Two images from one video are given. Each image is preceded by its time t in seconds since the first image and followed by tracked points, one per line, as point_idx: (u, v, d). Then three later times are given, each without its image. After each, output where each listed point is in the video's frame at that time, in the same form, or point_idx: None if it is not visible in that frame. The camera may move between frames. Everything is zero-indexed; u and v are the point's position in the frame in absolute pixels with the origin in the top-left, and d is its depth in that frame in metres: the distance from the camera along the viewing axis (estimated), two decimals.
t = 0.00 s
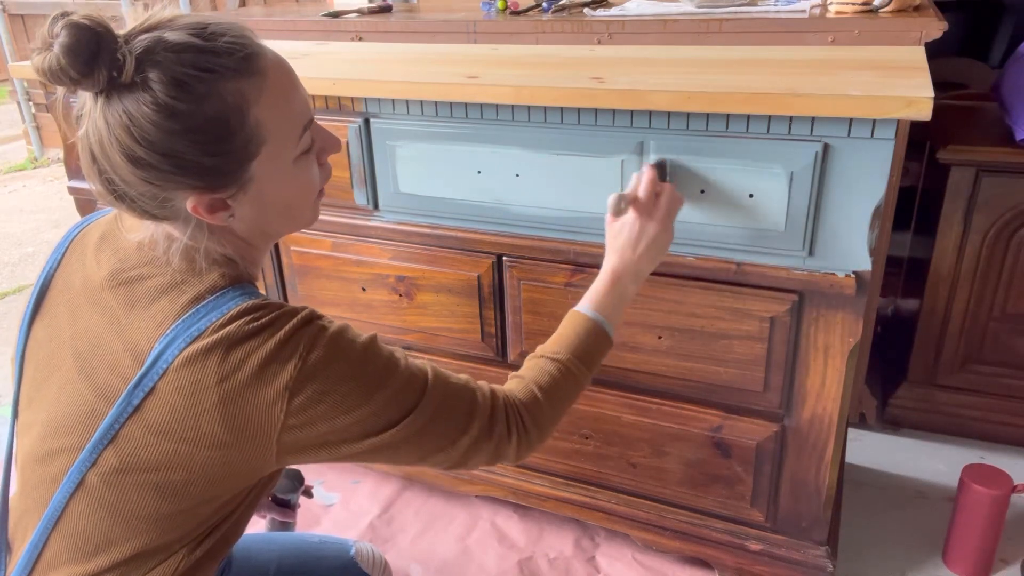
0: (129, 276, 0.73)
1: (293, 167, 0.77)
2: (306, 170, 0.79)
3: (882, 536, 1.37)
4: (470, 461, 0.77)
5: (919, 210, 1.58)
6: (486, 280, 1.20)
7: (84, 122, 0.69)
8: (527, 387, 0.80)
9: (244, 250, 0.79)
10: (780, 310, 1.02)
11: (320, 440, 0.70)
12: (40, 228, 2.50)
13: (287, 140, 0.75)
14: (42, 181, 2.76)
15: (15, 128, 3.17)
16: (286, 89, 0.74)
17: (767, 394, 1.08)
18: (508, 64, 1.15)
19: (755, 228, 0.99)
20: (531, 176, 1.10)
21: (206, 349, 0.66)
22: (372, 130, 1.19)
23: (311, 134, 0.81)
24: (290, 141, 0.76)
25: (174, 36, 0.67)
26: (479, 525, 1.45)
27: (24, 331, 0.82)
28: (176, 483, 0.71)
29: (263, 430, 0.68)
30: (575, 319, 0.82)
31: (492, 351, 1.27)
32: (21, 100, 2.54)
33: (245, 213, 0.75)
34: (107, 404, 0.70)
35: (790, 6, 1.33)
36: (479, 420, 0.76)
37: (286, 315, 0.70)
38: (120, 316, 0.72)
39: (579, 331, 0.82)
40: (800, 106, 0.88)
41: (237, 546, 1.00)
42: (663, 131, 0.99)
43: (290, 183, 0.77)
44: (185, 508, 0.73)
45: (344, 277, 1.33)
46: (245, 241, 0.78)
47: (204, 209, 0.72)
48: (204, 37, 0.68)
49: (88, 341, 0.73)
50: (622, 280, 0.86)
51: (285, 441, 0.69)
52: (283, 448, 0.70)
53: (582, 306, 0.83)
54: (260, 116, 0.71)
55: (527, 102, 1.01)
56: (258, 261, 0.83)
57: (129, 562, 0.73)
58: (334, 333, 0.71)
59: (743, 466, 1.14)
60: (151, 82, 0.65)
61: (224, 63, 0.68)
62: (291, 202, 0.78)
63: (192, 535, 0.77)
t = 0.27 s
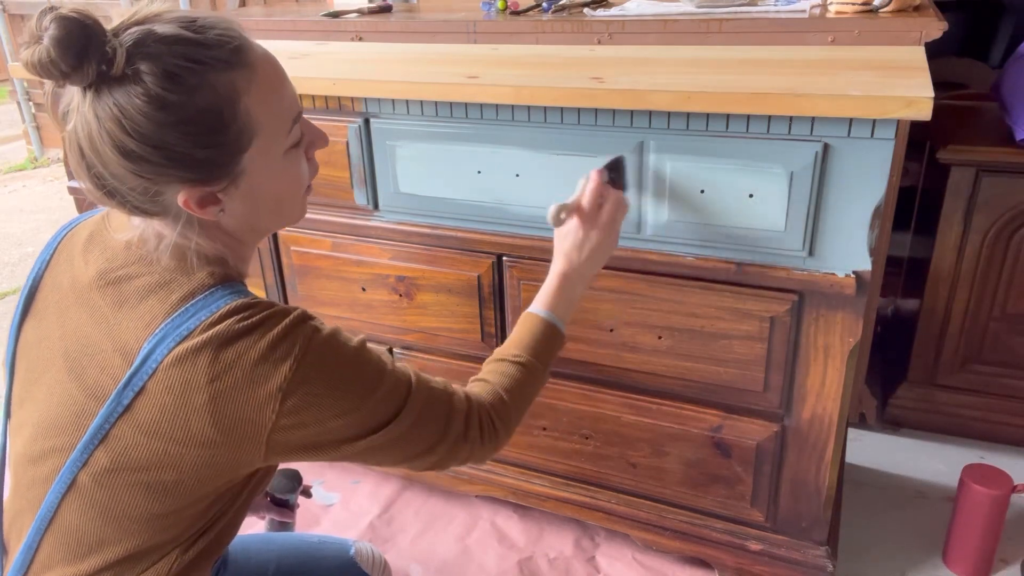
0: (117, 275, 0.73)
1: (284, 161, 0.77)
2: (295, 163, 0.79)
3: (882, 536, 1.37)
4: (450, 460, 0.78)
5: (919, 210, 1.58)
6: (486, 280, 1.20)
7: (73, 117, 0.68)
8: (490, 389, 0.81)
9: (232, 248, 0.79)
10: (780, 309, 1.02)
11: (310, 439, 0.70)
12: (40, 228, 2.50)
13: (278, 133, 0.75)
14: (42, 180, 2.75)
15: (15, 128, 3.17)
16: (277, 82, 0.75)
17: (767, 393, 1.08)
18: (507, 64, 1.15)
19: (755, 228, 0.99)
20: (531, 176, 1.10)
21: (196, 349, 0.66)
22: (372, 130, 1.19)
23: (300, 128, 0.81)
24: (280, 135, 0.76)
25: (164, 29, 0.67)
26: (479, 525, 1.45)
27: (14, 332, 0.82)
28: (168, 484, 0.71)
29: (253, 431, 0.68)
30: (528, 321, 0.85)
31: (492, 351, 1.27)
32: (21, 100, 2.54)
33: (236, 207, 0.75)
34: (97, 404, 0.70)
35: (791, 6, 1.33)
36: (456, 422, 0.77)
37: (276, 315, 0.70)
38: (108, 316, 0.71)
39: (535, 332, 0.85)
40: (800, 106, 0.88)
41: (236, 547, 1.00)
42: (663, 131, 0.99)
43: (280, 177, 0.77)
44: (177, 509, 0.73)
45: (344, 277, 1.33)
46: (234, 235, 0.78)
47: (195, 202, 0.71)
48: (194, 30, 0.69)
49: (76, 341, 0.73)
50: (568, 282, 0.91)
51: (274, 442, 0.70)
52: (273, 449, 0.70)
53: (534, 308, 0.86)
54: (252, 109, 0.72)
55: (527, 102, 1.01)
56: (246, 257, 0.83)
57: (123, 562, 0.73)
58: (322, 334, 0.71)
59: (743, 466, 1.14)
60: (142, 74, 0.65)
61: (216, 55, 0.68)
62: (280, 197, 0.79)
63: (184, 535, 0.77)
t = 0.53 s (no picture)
0: (68, 267, 0.72)
1: (240, 136, 0.77)
2: (249, 140, 0.78)
3: (882, 536, 1.37)
4: (411, 442, 0.78)
5: (919, 210, 1.58)
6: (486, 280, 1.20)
7: (27, 86, 0.66)
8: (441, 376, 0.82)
9: (188, 229, 0.77)
10: (780, 309, 1.02)
11: (270, 423, 0.70)
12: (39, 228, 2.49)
13: (234, 108, 0.75)
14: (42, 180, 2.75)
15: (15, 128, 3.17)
16: (232, 58, 0.74)
17: (767, 393, 1.08)
18: (507, 64, 1.15)
19: (755, 228, 0.99)
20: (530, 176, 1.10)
21: (146, 333, 0.65)
22: (372, 130, 1.19)
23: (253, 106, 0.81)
24: (235, 109, 0.76)
25: None
26: (479, 525, 1.45)
27: None
28: (133, 473, 0.70)
29: (212, 415, 0.67)
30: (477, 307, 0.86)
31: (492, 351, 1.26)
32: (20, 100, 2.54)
33: (193, 180, 0.74)
34: (54, 394, 0.69)
35: (791, 6, 1.34)
36: (411, 411, 0.77)
37: (228, 296, 0.68)
38: (61, 307, 0.71)
39: (480, 318, 0.86)
40: (800, 106, 0.88)
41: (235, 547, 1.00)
42: (663, 131, 0.99)
43: (234, 150, 0.76)
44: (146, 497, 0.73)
45: (344, 277, 1.33)
46: (192, 217, 0.77)
47: (150, 172, 0.70)
48: None
49: (32, 335, 0.72)
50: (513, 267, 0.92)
51: (235, 426, 0.69)
52: (235, 433, 0.70)
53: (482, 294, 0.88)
54: (211, 78, 0.71)
55: (527, 102, 1.01)
56: (204, 242, 0.82)
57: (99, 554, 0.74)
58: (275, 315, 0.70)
59: (743, 466, 1.14)
60: (101, 36, 0.64)
61: (174, 22, 0.68)
62: (235, 174, 0.78)
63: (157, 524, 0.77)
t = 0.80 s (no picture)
0: (50, 264, 0.69)
1: (226, 141, 0.73)
2: (236, 145, 0.75)
3: (882, 536, 1.37)
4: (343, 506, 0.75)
5: (919, 210, 1.58)
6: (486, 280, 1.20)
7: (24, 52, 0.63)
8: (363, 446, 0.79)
9: (167, 224, 0.74)
10: (780, 309, 1.02)
11: (240, 444, 0.65)
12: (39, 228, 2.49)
13: (228, 107, 0.72)
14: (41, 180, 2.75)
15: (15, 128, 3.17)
16: (234, 61, 0.71)
17: (767, 393, 1.08)
18: (507, 64, 1.15)
19: (755, 229, 0.99)
20: (531, 176, 1.10)
21: (129, 330, 0.63)
22: (372, 130, 1.19)
23: (249, 114, 0.77)
24: (227, 112, 0.72)
25: None
26: (479, 524, 1.45)
27: None
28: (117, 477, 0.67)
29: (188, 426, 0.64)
30: (402, 393, 0.84)
31: (492, 351, 1.26)
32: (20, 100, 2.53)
33: (173, 174, 0.70)
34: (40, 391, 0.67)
35: (791, 6, 1.34)
36: (340, 480, 0.74)
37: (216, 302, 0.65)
38: (44, 305, 0.68)
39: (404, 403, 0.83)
40: (800, 105, 0.88)
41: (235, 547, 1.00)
42: (663, 131, 0.99)
43: (217, 152, 0.73)
44: (134, 500, 0.70)
45: (344, 277, 1.33)
46: (172, 211, 0.73)
47: (132, 156, 0.66)
48: None
49: (17, 334, 0.70)
50: (450, 355, 0.89)
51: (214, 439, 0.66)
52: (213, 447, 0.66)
53: (409, 379, 0.85)
54: (206, 75, 0.68)
55: (527, 102, 1.01)
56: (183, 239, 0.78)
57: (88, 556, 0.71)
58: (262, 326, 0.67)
59: (743, 466, 1.14)
60: (109, 15, 0.61)
61: (183, 15, 0.66)
62: (215, 173, 0.74)
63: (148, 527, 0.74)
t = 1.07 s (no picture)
0: (86, 273, 0.68)
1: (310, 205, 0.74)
2: (317, 215, 0.76)
3: (882, 536, 1.37)
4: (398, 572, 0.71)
5: (919, 210, 1.58)
6: (486, 280, 1.20)
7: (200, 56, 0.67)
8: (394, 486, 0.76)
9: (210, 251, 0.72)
10: (780, 309, 1.02)
11: (259, 487, 0.64)
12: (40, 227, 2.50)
13: (329, 180, 0.74)
14: (42, 180, 2.75)
15: (15, 127, 3.18)
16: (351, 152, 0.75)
17: (767, 393, 1.08)
18: (507, 64, 1.16)
19: (755, 229, 0.99)
20: (530, 176, 1.10)
21: (156, 351, 0.61)
22: (372, 130, 1.19)
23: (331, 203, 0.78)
24: (327, 183, 0.74)
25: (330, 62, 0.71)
26: (479, 524, 1.45)
27: None
28: (124, 501, 0.65)
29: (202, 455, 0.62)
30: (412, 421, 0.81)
31: (492, 351, 1.26)
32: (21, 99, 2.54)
33: (248, 204, 0.70)
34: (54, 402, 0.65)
35: (790, 6, 1.34)
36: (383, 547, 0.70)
37: (249, 339, 0.66)
38: (73, 315, 0.66)
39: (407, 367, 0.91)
40: (800, 106, 0.88)
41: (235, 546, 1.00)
42: (663, 131, 0.99)
43: (297, 211, 0.73)
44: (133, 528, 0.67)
45: (344, 276, 1.33)
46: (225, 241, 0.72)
47: (226, 167, 0.66)
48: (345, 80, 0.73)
49: (39, 343, 0.68)
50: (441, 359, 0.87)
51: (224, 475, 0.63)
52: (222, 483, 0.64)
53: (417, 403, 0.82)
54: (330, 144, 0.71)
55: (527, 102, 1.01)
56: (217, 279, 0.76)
57: None
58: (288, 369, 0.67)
59: (743, 466, 1.14)
60: (295, 62, 0.67)
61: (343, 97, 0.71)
62: (284, 229, 0.74)
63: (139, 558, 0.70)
